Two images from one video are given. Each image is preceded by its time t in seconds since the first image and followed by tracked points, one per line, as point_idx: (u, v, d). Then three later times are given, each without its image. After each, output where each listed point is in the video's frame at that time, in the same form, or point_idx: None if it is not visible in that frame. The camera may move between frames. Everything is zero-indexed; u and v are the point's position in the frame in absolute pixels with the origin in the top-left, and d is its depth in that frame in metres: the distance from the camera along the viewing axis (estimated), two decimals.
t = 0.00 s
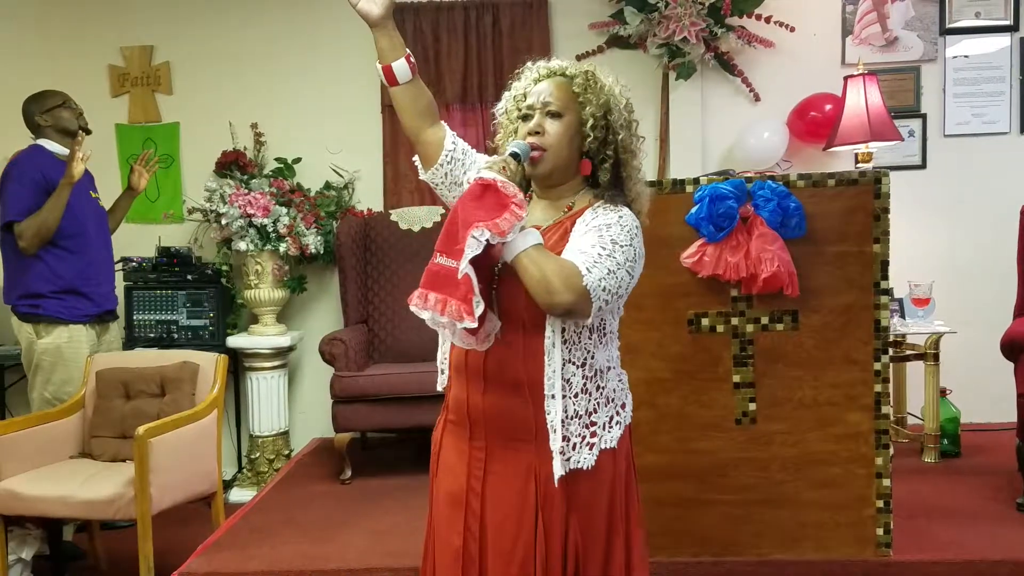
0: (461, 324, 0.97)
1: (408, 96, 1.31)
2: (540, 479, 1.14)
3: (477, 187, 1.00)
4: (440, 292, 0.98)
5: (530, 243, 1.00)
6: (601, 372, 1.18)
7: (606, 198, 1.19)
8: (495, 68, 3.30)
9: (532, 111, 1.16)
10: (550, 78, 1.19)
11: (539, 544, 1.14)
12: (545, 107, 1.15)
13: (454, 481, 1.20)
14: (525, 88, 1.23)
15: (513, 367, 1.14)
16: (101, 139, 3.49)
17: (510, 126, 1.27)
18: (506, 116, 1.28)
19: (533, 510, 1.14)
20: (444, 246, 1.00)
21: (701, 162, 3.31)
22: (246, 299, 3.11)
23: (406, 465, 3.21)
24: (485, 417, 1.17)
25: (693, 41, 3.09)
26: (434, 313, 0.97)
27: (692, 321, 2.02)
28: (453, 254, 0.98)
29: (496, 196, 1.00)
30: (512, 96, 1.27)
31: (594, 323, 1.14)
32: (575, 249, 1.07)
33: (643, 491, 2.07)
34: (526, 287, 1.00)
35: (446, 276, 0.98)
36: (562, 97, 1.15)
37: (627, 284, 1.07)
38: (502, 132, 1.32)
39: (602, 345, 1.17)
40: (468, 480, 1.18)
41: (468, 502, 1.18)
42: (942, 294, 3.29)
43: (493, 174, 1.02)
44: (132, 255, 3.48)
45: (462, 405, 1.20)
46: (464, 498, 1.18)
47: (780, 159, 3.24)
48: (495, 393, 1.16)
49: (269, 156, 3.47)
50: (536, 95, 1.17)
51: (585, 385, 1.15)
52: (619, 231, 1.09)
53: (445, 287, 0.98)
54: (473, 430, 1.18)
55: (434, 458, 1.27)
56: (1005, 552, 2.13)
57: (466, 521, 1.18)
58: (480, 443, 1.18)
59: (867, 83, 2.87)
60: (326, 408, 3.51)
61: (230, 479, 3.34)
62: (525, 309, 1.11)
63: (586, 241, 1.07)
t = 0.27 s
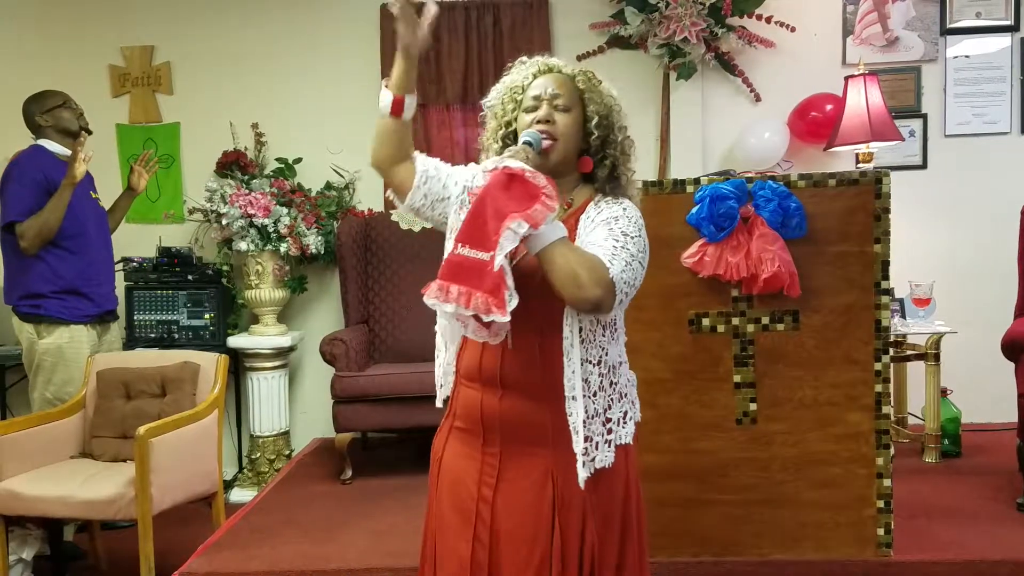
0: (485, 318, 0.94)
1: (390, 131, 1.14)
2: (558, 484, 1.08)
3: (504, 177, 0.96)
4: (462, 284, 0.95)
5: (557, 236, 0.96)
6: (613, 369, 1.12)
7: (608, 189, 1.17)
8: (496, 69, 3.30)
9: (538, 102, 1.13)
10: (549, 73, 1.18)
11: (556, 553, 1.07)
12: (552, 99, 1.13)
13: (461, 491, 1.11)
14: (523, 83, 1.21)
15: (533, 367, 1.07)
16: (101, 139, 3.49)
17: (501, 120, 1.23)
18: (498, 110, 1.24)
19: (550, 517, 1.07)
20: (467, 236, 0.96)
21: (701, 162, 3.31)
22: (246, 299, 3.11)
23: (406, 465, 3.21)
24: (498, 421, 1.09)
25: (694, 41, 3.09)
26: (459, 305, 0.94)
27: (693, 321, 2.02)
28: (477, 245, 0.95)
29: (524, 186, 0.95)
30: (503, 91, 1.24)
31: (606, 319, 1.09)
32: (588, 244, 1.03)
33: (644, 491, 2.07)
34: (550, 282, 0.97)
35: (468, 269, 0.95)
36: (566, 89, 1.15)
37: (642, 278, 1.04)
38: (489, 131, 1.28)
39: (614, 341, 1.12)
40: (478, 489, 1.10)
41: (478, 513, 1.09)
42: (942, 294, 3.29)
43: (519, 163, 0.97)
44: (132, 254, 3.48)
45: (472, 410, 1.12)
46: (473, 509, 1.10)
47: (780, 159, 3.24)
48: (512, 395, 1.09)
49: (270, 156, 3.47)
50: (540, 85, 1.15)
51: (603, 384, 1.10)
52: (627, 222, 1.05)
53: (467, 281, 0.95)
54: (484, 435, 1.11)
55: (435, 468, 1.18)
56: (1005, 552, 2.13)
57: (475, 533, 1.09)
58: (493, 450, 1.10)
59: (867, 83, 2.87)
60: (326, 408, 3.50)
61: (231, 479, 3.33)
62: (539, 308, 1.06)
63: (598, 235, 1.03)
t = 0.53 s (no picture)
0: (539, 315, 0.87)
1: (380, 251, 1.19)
2: (565, 491, 1.03)
3: (536, 172, 0.91)
4: (511, 284, 0.87)
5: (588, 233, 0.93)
6: (622, 369, 1.08)
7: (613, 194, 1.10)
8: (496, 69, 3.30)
9: (544, 100, 1.04)
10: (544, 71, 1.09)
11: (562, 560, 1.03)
12: (558, 97, 1.04)
13: (460, 500, 1.07)
14: (516, 76, 1.10)
15: (535, 373, 1.02)
16: (101, 139, 3.49)
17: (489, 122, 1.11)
18: (485, 111, 1.12)
19: (558, 527, 1.03)
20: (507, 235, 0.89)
21: (702, 162, 3.31)
22: (246, 299, 3.10)
23: (406, 465, 3.21)
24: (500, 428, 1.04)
25: (694, 41, 3.10)
26: (511, 306, 0.86)
27: (693, 321, 2.02)
28: (520, 241, 0.88)
29: (558, 183, 0.91)
30: (490, 91, 1.13)
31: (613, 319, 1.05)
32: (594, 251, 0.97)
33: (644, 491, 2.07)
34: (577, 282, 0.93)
35: (514, 268, 0.88)
36: (568, 87, 1.06)
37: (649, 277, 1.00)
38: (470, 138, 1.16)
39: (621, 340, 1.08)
40: (478, 498, 1.05)
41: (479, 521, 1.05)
42: (942, 294, 3.29)
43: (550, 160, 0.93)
44: (132, 254, 3.48)
45: (474, 415, 1.06)
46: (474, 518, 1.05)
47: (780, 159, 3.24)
48: (514, 401, 1.03)
49: (270, 156, 3.47)
50: (542, 84, 1.06)
51: (614, 388, 1.06)
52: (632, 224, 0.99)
53: (515, 279, 0.87)
54: (488, 443, 1.05)
55: (430, 475, 1.13)
56: (1005, 553, 2.13)
57: (477, 541, 1.05)
58: (496, 457, 1.05)
59: (867, 83, 2.87)
60: (326, 409, 3.51)
61: (231, 479, 3.33)
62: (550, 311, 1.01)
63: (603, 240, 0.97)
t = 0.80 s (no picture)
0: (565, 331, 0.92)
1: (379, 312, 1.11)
2: (566, 498, 1.03)
3: (541, 189, 0.94)
4: (534, 304, 0.91)
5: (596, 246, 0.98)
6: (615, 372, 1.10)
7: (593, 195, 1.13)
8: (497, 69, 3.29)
9: (523, 105, 1.06)
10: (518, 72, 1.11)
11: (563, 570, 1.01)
12: (536, 102, 1.07)
13: (455, 518, 1.03)
14: (490, 77, 1.11)
15: (539, 381, 1.02)
16: (102, 139, 3.49)
17: (463, 125, 1.13)
18: (459, 114, 1.14)
19: (560, 534, 1.02)
20: (521, 255, 0.92)
21: (701, 162, 3.30)
22: (246, 299, 3.11)
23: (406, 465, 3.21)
24: (496, 439, 1.02)
25: (694, 41, 3.10)
26: (536, 327, 0.90)
27: (693, 321, 2.02)
28: (537, 261, 0.91)
29: (563, 200, 0.96)
30: (463, 93, 1.14)
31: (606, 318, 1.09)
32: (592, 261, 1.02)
33: (643, 491, 2.07)
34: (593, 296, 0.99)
35: (534, 288, 0.91)
36: (542, 89, 1.08)
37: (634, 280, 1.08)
38: (445, 139, 1.17)
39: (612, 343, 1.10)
40: (475, 515, 1.02)
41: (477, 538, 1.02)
42: (942, 294, 3.29)
43: (552, 175, 0.96)
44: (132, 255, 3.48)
45: (468, 428, 1.04)
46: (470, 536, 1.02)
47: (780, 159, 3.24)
48: (513, 410, 1.03)
49: (270, 156, 3.47)
50: (516, 88, 1.07)
51: (611, 392, 1.08)
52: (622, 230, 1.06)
53: (537, 299, 0.91)
54: (485, 456, 1.03)
55: (418, 496, 1.09)
56: (1004, 553, 2.13)
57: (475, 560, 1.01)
58: (492, 471, 1.03)
59: (868, 83, 2.87)
60: (326, 409, 3.50)
61: (231, 480, 3.33)
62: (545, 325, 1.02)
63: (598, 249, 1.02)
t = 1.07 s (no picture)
0: (556, 335, 0.93)
1: (353, 317, 1.04)
2: (557, 499, 1.04)
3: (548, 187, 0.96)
4: (529, 304, 0.92)
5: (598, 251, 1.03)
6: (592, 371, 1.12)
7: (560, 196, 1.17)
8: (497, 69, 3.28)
9: (495, 103, 1.06)
10: (483, 66, 1.10)
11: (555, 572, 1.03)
12: (507, 100, 1.07)
13: (445, 535, 1.01)
14: (456, 70, 1.09)
15: (528, 385, 1.02)
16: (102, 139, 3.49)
17: (428, 121, 1.11)
18: (422, 110, 1.12)
19: (552, 536, 1.03)
20: (522, 252, 0.93)
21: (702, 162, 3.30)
22: (246, 299, 3.11)
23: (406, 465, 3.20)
24: (485, 449, 1.01)
25: (694, 41, 3.09)
26: (528, 328, 0.91)
27: (693, 321, 2.02)
28: (537, 261, 0.93)
29: (570, 200, 0.98)
30: (425, 88, 1.12)
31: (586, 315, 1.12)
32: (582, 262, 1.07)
33: (643, 491, 2.07)
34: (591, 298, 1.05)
35: (531, 288, 0.92)
36: (509, 85, 1.09)
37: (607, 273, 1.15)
38: (405, 133, 1.15)
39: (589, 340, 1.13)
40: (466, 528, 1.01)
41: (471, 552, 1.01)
42: (943, 295, 3.29)
43: (559, 174, 0.98)
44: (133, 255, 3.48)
45: (457, 436, 1.02)
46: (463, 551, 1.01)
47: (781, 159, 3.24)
48: (505, 414, 1.02)
49: (270, 156, 3.47)
50: (485, 85, 1.07)
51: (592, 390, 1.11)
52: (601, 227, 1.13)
53: (535, 298, 0.92)
54: (476, 464, 1.02)
55: (399, 513, 1.06)
56: (1004, 553, 2.13)
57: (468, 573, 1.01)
58: (480, 481, 1.02)
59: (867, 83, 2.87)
60: (326, 409, 3.50)
61: (231, 480, 3.33)
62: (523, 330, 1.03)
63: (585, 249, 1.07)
